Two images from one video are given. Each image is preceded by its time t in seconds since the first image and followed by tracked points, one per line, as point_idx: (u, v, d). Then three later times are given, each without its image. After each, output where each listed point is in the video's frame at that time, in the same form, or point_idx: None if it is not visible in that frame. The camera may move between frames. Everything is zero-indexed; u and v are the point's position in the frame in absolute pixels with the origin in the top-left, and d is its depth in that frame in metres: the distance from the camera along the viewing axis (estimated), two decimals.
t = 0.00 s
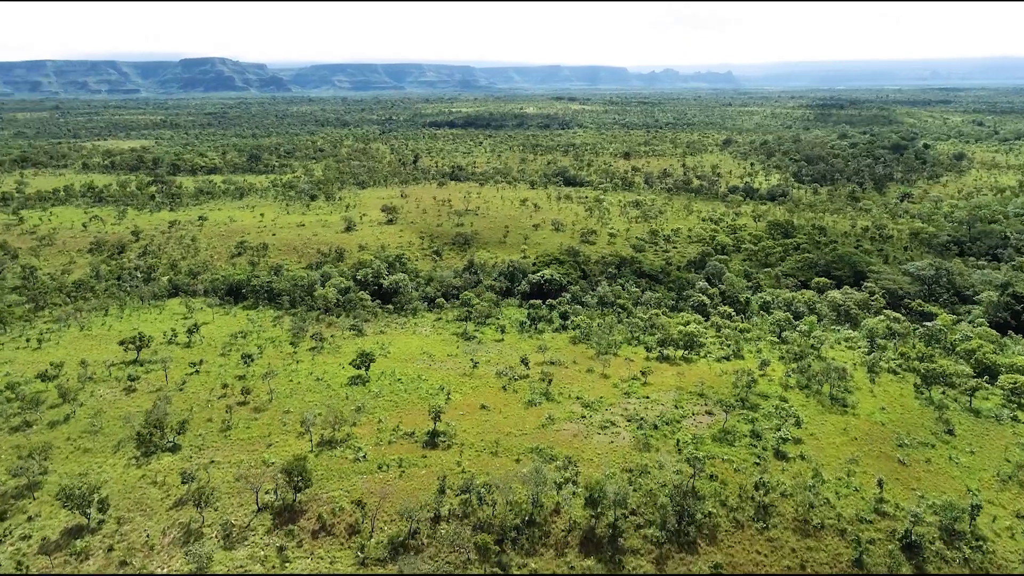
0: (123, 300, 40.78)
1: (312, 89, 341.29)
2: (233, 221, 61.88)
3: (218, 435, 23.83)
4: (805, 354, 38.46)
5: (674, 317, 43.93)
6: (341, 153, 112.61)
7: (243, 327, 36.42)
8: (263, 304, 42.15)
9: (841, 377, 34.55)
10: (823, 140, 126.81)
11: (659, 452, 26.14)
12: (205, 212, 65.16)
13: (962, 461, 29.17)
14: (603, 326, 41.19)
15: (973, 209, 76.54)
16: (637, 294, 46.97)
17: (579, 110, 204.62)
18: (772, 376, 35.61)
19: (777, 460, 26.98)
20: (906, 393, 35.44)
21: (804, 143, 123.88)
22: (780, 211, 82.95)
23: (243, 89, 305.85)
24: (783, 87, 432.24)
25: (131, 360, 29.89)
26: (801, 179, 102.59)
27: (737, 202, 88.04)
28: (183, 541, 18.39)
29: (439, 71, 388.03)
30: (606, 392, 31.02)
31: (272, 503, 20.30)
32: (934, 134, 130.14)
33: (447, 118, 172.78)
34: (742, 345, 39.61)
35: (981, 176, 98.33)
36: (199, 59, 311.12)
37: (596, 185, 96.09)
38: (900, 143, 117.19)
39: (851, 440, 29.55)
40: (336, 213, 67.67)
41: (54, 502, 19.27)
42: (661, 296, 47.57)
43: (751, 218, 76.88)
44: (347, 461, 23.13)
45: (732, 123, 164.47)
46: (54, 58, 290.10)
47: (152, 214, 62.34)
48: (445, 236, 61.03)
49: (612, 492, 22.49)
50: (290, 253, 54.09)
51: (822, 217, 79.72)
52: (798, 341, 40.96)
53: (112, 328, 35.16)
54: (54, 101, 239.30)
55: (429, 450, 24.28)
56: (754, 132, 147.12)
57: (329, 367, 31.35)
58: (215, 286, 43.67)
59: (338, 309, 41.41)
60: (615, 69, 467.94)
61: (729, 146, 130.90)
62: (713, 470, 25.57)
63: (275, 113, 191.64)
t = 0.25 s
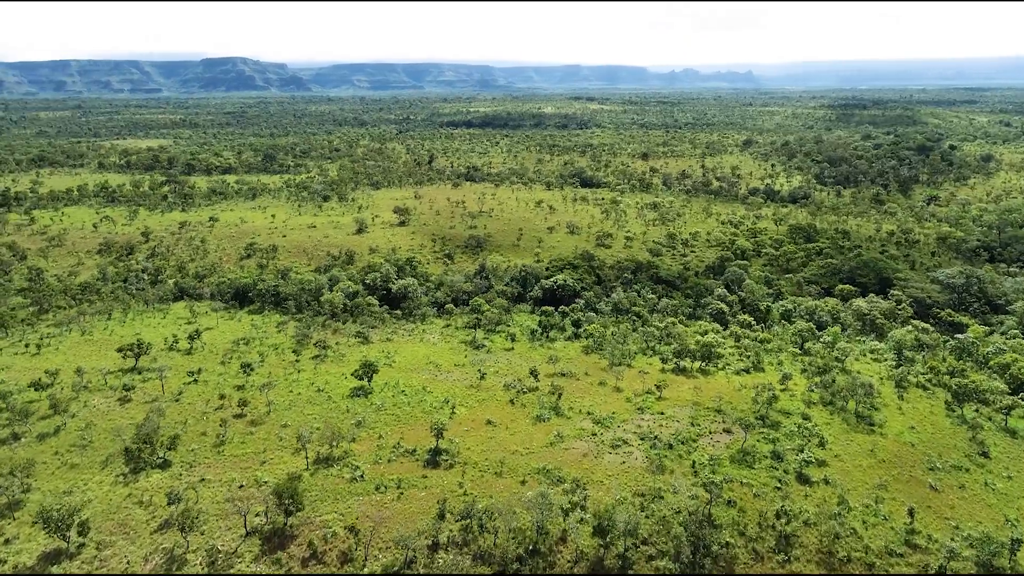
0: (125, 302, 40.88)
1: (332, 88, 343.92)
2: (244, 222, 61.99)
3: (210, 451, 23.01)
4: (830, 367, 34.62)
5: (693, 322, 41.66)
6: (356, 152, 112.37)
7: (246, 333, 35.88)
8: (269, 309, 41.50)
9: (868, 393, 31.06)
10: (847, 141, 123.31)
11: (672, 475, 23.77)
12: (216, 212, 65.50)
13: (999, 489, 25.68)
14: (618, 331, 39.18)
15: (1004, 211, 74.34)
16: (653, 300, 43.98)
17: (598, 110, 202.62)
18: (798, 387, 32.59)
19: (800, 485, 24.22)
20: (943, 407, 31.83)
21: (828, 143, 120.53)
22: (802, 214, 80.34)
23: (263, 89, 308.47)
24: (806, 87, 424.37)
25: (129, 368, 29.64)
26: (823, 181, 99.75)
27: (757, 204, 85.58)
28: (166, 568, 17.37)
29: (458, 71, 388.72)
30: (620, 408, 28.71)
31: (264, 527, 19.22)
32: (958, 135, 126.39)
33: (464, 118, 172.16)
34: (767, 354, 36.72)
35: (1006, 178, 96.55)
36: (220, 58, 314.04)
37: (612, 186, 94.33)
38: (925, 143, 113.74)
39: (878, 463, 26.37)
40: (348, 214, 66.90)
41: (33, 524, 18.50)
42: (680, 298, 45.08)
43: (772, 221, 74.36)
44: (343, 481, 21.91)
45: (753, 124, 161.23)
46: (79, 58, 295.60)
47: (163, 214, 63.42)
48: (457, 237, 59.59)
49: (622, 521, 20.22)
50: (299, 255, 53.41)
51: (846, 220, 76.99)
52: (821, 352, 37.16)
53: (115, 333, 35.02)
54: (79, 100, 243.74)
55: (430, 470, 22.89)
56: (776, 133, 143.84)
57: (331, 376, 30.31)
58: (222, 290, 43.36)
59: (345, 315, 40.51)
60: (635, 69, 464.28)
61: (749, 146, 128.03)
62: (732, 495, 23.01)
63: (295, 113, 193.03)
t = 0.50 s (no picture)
0: (120, 309, 40.42)
1: (343, 88, 344.80)
2: (247, 224, 61.24)
3: (194, 469, 22.05)
4: (846, 380, 32.45)
5: (703, 331, 40.26)
6: (364, 153, 111.68)
7: (242, 340, 35.11)
8: (267, 315, 40.58)
9: (888, 410, 28.96)
10: (863, 142, 120.69)
11: (680, 499, 22.27)
12: (219, 214, 64.85)
13: None
14: (625, 340, 37.68)
15: None
16: (663, 307, 42.58)
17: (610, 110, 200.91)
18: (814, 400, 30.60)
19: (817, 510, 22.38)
20: (971, 424, 29.56)
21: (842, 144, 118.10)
22: (817, 217, 78.26)
23: (274, 88, 309.05)
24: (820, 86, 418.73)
25: (117, 378, 28.94)
26: (837, 183, 97.58)
27: (770, 207, 83.66)
28: None
29: (469, 71, 388.46)
30: (628, 423, 27.18)
31: (244, 555, 18.10)
32: (974, 135, 123.68)
33: (474, 118, 171.29)
34: (781, 365, 34.90)
35: None
36: (231, 57, 315.07)
37: (622, 187, 92.82)
38: (941, 144, 111.18)
39: (899, 487, 24.27)
40: (353, 216, 65.95)
41: None
42: (691, 305, 43.46)
43: (786, 224, 72.37)
44: (331, 505, 20.72)
45: (766, 124, 158.78)
46: (92, 58, 297.63)
47: (165, 216, 63.10)
48: (462, 239, 58.26)
49: (627, 554, 18.92)
50: (301, 259, 52.45)
51: (861, 223, 74.91)
52: (836, 364, 35.10)
53: (107, 341, 34.39)
54: (93, 100, 245.26)
55: (423, 493, 21.63)
56: (789, 133, 141.36)
57: (325, 388, 29.16)
58: (220, 294, 42.58)
59: (343, 322, 39.40)
60: (647, 68, 461.43)
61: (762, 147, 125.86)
62: (744, 523, 21.30)
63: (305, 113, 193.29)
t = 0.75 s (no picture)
0: (112, 316, 39.69)
1: (351, 88, 344.86)
2: (246, 227, 60.35)
3: (173, 491, 21.04)
4: (862, 395, 30.50)
5: (711, 340, 38.72)
6: (368, 153, 110.74)
7: (233, 349, 34.16)
8: (261, 322, 39.52)
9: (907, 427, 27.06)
10: (875, 143, 118.38)
11: (686, 526, 20.86)
12: (219, 216, 64.08)
13: None
14: (629, 351, 36.22)
15: None
16: (670, 315, 41.07)
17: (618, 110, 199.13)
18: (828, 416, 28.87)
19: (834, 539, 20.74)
20: (998, 443, 27.55)
21: (854, 145, 115.90)
22: (828, 220, 76.33)
23: (282, 88, 309.43)
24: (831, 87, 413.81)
25: (101, 390, 28.12)
26: (849, 184, 95.56)
27: (780, 209, 81.84)
28: None
29: (477, 71, 387.65)
30: (632, 442, 25.80)
31: None
32: (988, 136, 121.09)
33: (480, 118, 170.16)
34: (793, 376, 33.20)
35: None
36: (240, 57, 315.70)
37: (629, 189, 91.23)
38: (954, 145, 108.80)
39: (920, 513, 22.45)
40: (354, 218, 64.85)
41: None
42: (698, 313, 41.88)
43: (796, 227, 70.54)
44: (314, 532, 19.53)
45: (776, 125, 156.54)
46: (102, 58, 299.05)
47: (165, 217, 62.49)
48: (464, 242, 56.85)
49: None
50: (300, 263, 51.39)
51: (874, 226, 72.97)
52: (851, 375, 33.28)
53: (96, 350, 33.57)
54: (102, 100, 246.24)
55: (413, 518, 20.41)
56: (799, 134, 139.11)
57: (316, 402, 28.02)
58: (214, 300, 41.58)
59: (338, 330, 38.25)
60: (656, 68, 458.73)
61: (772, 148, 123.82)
62: (754, 554, 19.77)
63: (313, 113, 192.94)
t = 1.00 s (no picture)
0: (100, 323, 38.77)
1: (356, 87, 344.26)
2: (243, 229, 59.33)
3: (146, 516, 19.94)
4: (877, 411, 28.99)
5: (717, 350, 37.29)
6: (370, 154, 109.59)
7: (221, 359, 33.11)
8: (253, 329, 38.45)
9: (925, 447, 25.51)
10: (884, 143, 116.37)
11: (690, 557, 19.49)
12: (215, 218, 63.15)
13: None
14: (631, 361, 34.80)
15: None
16: (674, 323, 39.69)
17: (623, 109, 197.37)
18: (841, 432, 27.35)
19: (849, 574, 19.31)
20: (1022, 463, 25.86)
21: (862, 145, 113.96)
22: (837, 222, 74.63)
23: (287, 87, 309.08)
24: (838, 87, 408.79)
25: (81, 404, 27.17)
26: (857, 186, 93.83)
27: (787, 211, 80.22)
28: None
29: (483, 70, 386.51)
30: (634, 462, 24.44)
31: None
32: (998, 136, 118.97)
33: (484, 118, 168.98)
34: (802, 389, 31.71)
35: None
36: (245, 57, 315.52)
37: (633, 191, 89.78)
38: (964, 145, 106.82)
39: (942, 543, 20.97)
40: (353, 220, 63.72)
41: None
42: (704, 322, 40.48)
43: (805, 230, 68.88)
44: (292, 562, 18.35)
45: (783, 125, 154.60)
46: (108, 58, 299.61)
47: (161, 220, 61.65)
48: (464, 245, 55.57)
49: None
50: (295, 266, 50.28)
51: (884, 228, 71.28)
52: (864, 388, 31.72)
53: (79, 360, 32.67)
54: (108, 99, 246.40)
55: (399, 547, 19.15)
56: (806, 134, 137.14)
57: (304, 417, 26.84)
58: (204, 307, 40.52)
59: (331, 338, 37.06)
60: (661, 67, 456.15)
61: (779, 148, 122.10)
62: None
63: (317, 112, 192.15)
